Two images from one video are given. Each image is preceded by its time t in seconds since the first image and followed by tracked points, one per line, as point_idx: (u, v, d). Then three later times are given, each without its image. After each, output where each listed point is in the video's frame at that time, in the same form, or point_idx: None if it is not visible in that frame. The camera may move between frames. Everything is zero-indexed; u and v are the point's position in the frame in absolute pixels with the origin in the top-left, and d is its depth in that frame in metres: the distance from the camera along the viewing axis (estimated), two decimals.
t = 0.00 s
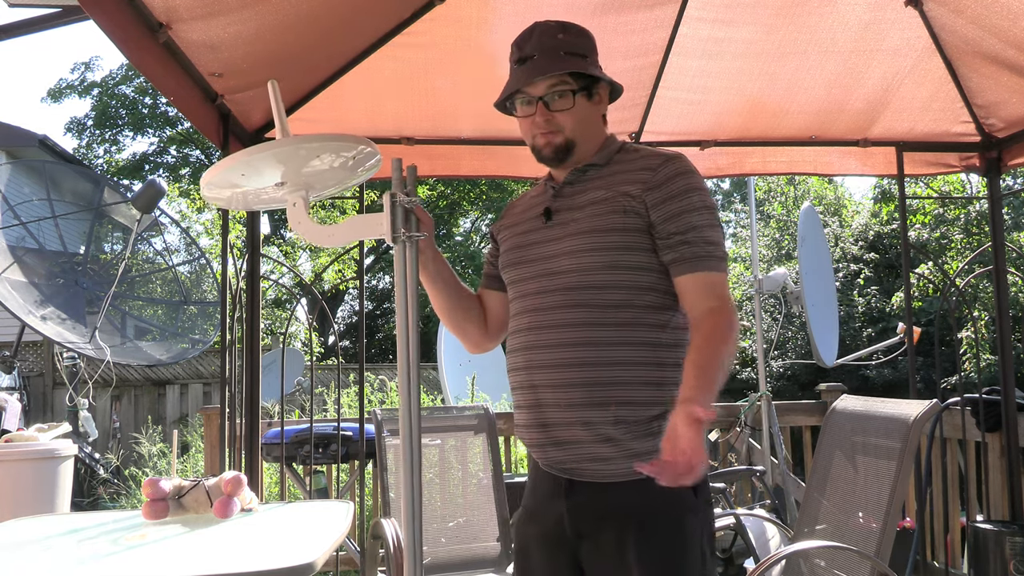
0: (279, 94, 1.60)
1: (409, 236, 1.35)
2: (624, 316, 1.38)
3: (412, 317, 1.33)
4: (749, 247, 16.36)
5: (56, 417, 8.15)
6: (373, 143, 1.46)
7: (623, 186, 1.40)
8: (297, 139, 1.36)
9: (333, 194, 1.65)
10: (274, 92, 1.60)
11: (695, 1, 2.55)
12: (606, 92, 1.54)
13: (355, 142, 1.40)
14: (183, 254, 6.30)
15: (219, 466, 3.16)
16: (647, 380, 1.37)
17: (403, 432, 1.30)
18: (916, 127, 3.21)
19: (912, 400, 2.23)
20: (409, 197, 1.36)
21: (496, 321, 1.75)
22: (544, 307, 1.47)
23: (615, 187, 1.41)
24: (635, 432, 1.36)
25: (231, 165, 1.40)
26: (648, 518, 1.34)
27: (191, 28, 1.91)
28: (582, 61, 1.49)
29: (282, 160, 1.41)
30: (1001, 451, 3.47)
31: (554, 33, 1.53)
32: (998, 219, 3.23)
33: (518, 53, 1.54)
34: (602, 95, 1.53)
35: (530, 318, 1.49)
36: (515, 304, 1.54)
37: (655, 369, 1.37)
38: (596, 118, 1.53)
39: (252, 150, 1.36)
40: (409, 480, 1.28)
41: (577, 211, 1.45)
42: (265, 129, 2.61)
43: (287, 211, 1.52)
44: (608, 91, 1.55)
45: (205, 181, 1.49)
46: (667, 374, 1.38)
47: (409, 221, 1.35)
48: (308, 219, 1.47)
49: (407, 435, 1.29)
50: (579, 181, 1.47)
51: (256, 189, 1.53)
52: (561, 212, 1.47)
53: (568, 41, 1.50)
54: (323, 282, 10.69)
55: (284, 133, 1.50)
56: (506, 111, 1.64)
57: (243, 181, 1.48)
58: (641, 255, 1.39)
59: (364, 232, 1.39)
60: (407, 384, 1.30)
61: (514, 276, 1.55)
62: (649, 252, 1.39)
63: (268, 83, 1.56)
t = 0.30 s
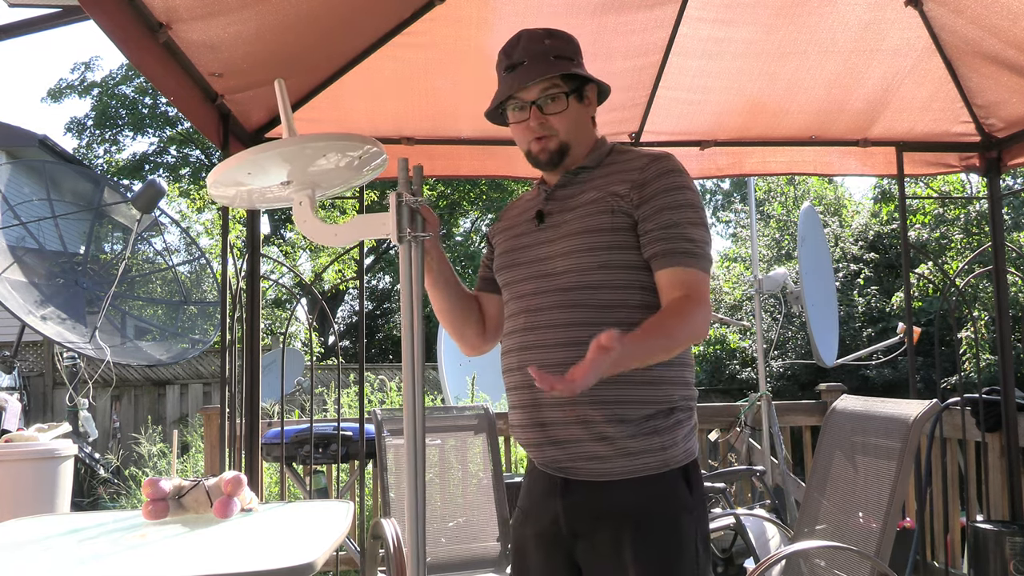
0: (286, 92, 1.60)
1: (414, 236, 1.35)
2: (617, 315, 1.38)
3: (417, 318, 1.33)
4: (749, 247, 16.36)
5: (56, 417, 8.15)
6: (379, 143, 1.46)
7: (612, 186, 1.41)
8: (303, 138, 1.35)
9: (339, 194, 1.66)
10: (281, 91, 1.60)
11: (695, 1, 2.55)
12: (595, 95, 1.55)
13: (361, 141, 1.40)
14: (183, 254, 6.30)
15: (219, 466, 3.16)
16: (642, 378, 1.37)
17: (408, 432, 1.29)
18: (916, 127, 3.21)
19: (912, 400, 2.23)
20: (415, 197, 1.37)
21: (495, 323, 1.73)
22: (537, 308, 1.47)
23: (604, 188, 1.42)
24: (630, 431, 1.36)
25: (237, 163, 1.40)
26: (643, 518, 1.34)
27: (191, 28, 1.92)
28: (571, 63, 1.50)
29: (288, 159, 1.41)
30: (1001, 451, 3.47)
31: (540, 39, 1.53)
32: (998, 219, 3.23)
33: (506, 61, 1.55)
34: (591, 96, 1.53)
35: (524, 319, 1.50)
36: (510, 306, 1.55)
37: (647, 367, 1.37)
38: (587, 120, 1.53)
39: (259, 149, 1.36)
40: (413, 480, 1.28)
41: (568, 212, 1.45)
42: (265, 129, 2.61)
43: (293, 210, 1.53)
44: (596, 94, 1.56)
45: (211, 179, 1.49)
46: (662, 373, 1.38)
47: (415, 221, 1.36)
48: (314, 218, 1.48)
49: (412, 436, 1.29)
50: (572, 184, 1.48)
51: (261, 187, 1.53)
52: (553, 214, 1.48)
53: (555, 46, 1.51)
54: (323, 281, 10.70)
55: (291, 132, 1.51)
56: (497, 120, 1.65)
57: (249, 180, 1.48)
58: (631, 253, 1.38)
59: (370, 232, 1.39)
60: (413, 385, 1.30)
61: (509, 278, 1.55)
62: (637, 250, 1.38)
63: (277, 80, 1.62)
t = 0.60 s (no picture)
0: (289, 93, 1.61)
1: (416, 236, 1.35)
2: (610, 314, 1.38)
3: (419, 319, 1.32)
4: (749, 247, 16.36)
5: (56, 417, 8.14)
6: (382, 144, 1.46)
7: (604, 187, 1.41)
8: (306, 139, 1.35)
9: (341, 194, 1.66)
10: (284, 92, 1.60)
11: (695, 1, 2.56)
12: (584, 98, 1.55)
13: (365, 142, 1.40)
14: (184, 254, 6.29)
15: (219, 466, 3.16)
16: (637, 377, 1.37)
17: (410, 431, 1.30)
18: (916, 127, 3.21)
19: (912, 400, 2.23)
20: (418, 197, 1.37)
21: (491, 327, 1.74)
22: (532, 308, 1.47)
23: (597, 188, 1.42)
24: (626, 430, 1.36)
25: (239, 164, 1.40)
26: (640, 517, 1.34)
27: (191, 28, 1.92)
28: (559, 66, 1.50)
29: (291, 160, 1.41)
30: (1000, 451, 3.47)
31: (528, 45, 1.54)
32: (998, 219, 3.23)
33: (495, 66, 1.55)
34: (580, 99, 1.54)
35: (519, 319, 1.50)
36: (505, 307, 1.55)
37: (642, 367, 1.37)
38: (577, 122, 1.53)
39: (262, 149, 1.36)
40: (416, 479, 1.28)
41: (561, 213, 1.45)
42: (265, 129, 2.61)
43: (296, 210, 1.52)
44: (585, 97, 1.56)
45: (213, 180, 1.48)
46: (657, 373, 1.38)
47: (417, 221, 1.36)
48: (317, 218, 1.48)
49: (413, 435, 1.29)
50: (564, 186, 1.48)
51: (264, 188, 1.53)
52: (546, 215, 1.48)
53: (543, 50, 1.52)
54: (323, 281, 10.70)
55: (294, 132, 1.51)
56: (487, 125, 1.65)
57: (251, 180, 1.48)
58: (623, 252, 1.38)
59: (373, 232, 1.39)
60: (413, 385, 1.30)
61: (503, 280, 1.55)
62: (630, 249, 1.38)
63: (279, 82, 1.62)
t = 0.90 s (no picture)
0: (286, 93, 1.60)
1: (414, 236, 1.34)
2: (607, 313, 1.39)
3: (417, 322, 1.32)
4: (749, 247, 16.36)
5: (56, 417, 8.14)
6: (380, 145, 1.46)
7: (604, 187, 1.41)
8: (304, 139, 1.35)
9: (339, 194, 1.66)
10: (282, 92, 1.60)
11: (695, 1, 2.56)
12: (586, 99, 1.56)
13: (363, 143, 1.40)
14: (183, 254, 6.28)
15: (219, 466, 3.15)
16: (635, 377, 1.37)
17: (408, 432, 1.29)
18: (916, 127, 3.21)
19: (912, 400, 2.23)
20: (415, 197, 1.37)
21: (488, 327, 1.74)
22: (530, 308, 1.47)
23: (596, 188, 1.42)
24: (624, 429, 1.36)
25: (238, 164, 1.40)
26: (638, 517, 1.34)
27: (191, 28, 1.92)
28: (563, 66, 1.51)
29: (289, 160, 1.41)
30: (1001, 451, 3.47)
31: (531, 44, 1.54)
32: (998, 219, 3.23)
33: (497, 65, 1.55)
34: (581, 100, 1.55)
35: (518, 319, 1.49)
36: (504, 307, 1.55)
37: (638, 366, 1.38)
38: (578, 123, 1.54)
39: (260, 150, 1.36)
40: (414, 480, 1.28)
41: (560, 213, 1.45)
42: (265, 129, 2.61)
43: (294, 211, 1.52)
44: (586, 97, 1.57)
45: (211, 180, 1.48)
46: (655, 372, 1.38)
47: (415, 221, 1.36)
48: (315, 218, 1.48)
49: (412, 435, 1.29)
50: (564, 186, 1.48)
51: (262, 189, 1.53)
52: (545, 216, 1.48)
53: (547, 50, 1.52)
54: (323, 281, 10.69)
55: (292, 133, 1.51)
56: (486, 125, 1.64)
57: (249, 180, 1.48)
58: (621, 253, 1.38)
59: (371, 232, 1.39)
60: (412, 385, 1.29)
61: (502, 280, 1.55)
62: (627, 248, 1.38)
63: (276, 82, 1.61)
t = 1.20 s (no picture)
0: (285, 93, 1.60)
1: (412, 236, 1.34)
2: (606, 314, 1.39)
3: (416, 321, 1.32)
4: (749, 246, 16.36)
5: (56, 417, 8.14)
6: (378, 144, 1.46)
7: (603, 187, 1.41)
8: (303, 139, 1.35)
9: (337, 194, 1.66)
10: (280, 92, 1.60)
11: (695, 1, 2.56)
12: (584, 98, 1.55)
13: (361, 142, 1.41)
14: (183, 254, 6.28)
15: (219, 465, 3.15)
16: (634, 378, 1.37)
17: (406, 431, 1.29)
18: (916, 127, 3.21)
19: (912, 400, 2.23)
20: (413, 197, 1.37)
21: (489, 325, 1.74)
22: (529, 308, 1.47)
23: (596, 188, 1.42)
24: (624, 430, 1.36)
25: (236, 164, 1.40)
26: (637, 517, 1.34)
27: (191, 28, 1.92)
28: (558, 67, 1.50)
29: (288, 160, 1.41)
30: (1000, 451, 3.47)
31: (527, 43, 1.53)
32: (998, 219, 3.23)
33: (493, 65, 1.55)
34: (579, 99, 1.54)
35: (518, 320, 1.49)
36: (504, 307, 1.55)
37: (636, 367, 1.38)
38: (575, 123, 1.53)
39: (259, 150, 1.36)
40: (413, 480, 1.28)
41: (560, 213, 1.46)
42: (265, 129, 2.61)
43: (293, 211, 1.52)
44: (585, 96, 1.56)
45: (209, 181, 1.48)
46: (654, 373, 1.38)
47: (413, 221, 1.36)
48: (314, 218, 1.48)
49: (410, 435, 1.29)
50: (563, 186, 1.48)
51: (261, 189, 1.53)
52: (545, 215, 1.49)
53: (542, 50, 1.51)
54: (323, 281, 10.69)
55: (290, 133, 1.51)
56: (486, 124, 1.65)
57: (247, 180, 1.48)
58: (620, 253, 1.37)
59: (369, 232, 1.39)
60: (412, 384, 1.30)
61: (503, 280, 1.55)
62: (626, 249, 1.37)
63: (274, 82, 1.61)
